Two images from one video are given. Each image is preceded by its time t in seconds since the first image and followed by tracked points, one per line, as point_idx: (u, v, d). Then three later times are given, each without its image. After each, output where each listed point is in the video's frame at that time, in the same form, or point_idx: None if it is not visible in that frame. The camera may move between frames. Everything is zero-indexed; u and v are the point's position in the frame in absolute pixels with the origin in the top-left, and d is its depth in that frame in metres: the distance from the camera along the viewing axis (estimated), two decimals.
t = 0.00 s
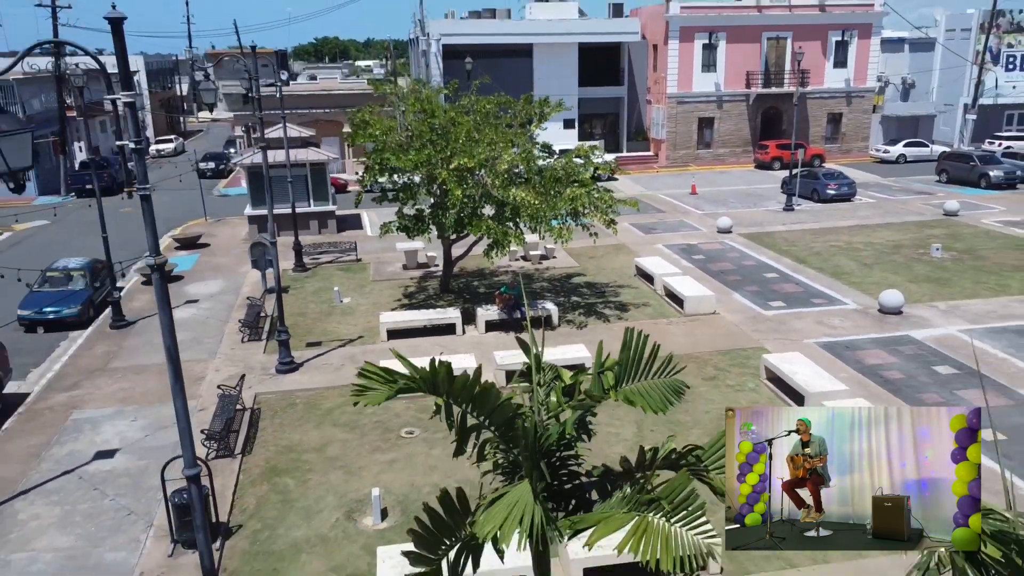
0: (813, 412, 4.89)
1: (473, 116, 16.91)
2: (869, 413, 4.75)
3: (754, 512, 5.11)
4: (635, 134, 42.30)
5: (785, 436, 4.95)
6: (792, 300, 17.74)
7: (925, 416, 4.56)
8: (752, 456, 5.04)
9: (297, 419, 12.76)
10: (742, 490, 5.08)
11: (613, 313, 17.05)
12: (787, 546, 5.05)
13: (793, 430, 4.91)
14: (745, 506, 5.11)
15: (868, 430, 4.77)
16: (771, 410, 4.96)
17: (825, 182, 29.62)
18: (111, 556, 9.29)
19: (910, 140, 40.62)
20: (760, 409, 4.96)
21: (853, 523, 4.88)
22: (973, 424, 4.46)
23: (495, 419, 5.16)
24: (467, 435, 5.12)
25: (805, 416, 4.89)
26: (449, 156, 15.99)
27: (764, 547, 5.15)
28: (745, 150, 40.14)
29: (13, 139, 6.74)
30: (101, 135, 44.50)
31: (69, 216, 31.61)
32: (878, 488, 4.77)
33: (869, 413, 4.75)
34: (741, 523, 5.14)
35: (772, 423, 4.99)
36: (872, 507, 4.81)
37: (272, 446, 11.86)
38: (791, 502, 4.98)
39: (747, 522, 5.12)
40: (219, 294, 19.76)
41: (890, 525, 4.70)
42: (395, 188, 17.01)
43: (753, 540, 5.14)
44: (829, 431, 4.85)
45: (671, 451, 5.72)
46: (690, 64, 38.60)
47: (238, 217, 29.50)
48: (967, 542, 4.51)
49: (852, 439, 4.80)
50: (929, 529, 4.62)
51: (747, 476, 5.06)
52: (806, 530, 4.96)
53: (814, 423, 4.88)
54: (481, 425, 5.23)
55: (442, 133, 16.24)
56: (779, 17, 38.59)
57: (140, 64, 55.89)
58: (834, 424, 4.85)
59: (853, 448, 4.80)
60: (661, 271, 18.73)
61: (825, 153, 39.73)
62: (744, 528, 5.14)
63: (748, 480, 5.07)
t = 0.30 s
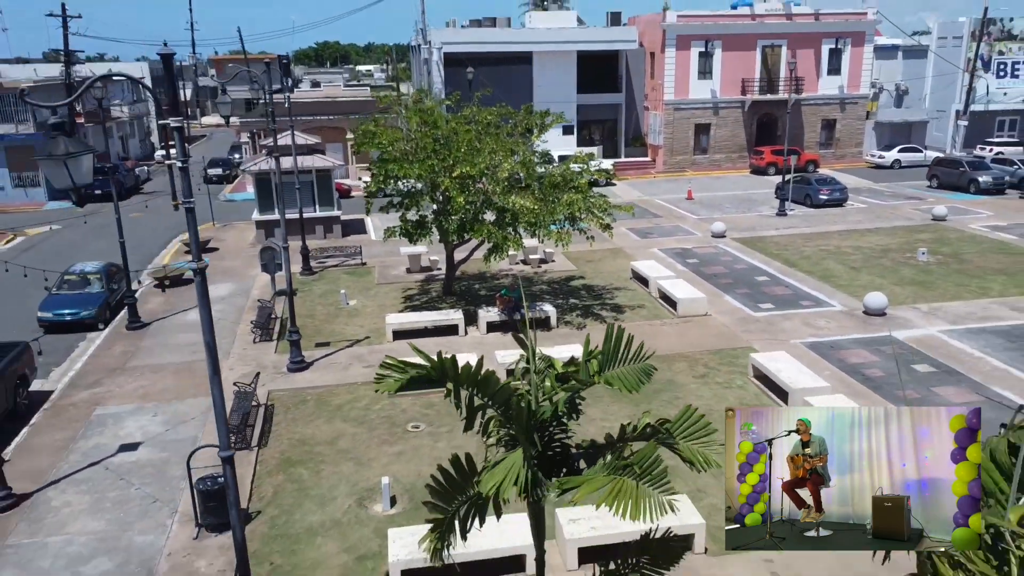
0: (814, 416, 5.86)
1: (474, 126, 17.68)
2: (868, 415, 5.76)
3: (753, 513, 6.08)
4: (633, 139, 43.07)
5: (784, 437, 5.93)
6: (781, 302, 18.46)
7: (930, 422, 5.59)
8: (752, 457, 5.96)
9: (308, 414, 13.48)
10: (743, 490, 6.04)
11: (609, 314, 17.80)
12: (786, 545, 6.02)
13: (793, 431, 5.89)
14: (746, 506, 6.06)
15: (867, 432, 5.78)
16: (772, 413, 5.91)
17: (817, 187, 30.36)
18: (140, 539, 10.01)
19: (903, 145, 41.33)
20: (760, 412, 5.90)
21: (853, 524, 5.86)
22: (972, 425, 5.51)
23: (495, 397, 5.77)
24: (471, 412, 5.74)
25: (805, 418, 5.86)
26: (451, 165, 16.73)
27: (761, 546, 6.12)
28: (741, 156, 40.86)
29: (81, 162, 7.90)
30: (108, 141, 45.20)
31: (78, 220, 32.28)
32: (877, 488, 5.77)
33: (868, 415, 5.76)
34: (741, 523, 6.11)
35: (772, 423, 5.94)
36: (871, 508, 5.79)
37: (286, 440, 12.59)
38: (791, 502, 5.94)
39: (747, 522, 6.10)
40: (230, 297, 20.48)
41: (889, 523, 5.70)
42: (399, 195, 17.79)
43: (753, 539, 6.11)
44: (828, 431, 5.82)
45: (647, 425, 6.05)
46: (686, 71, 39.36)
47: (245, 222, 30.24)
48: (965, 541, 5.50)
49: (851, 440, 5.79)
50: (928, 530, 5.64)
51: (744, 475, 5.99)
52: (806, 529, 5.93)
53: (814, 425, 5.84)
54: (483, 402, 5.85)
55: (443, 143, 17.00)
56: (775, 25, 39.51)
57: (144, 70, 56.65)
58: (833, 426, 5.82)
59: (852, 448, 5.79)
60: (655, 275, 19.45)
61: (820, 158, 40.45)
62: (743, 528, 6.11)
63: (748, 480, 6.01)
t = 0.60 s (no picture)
0: (813, 414, 5.29)
1: (476, 134, 18.50)
2: (868, 413, 5.22)
3: (754, 513, 5.44)
4: (632, 145, 43.97)
5: (784, 437, 5.34)
6: (772, 303, 19.17)
7: (930, 419, 5.09)
8: (751, 456, 5.38)
9: (318, 410, 14.21)
10: (742, 490, 5.41)
11: (605, 314, 18.59)
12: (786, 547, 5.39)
13: (793, 430, 5.30)
14: (745, 507, 5.42)
15: (867, 430, 5.22)
16: (772, 411, 5.33)
17: (810, 192, 31.10)
18: (166, 524, 10.74)
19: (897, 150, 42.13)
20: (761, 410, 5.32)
21: (852, 524, 5.25)
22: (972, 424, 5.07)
23: (493, 380, 6.32)
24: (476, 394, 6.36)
25: (805, 417, 5.29)
26: (453, 172, 17.44)
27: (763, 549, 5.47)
28: (737, 160, 41.66)
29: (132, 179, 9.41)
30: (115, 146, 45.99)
31: (89, 224, 33.04)
32: (876, 488, 5.18)
33: (869, 414, 5.22)
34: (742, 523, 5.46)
35: (772, 423, 5.35)
36: (870, 509, 5.21)
37: (298, 433, 13.32)
38: (792, 502, 5.32)
39: (747, 522, 5.45)
40: (239, 298, 21.18)
41: (891, 524, 5.13)
42: (402, 201, 18.55)
43: (752, 540, 5.45)
44: (829, 431, 5.25)
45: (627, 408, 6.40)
46: (684, 77, 40.13)
47: (251, 226, 30.95)
48: (966, 541, 5.03)
49: (852, 440, 5.22)
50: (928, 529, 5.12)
51: (747, 476, 5.37)
52: (807, 529, 5.31)
53: (814, 424, 5.27)
54: (484, 386, 6.42)
55: (445, 151, 17.73)
56: (769, 33, 40.31)
57: (150, 75, 57.46)
58: (833, 426, 5.26)
59: (853, 448, 5.22)
60: (650, 277, 20.26)
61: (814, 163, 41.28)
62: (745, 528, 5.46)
63: (748, 480, 5.38)
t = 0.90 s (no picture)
0: (814, 415, 5.68)
1: (478, 142, 19.27)
2: (868, 414, 5.60)
3: (753, 513, 5.83)
4: (629, 149, 44.76)
5: (784, 436, 5.72)
6: (762, 305, 19.93)
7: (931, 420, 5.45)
8: (752, 457, 5.76)
9: (327, 405, 14.97)
10: (743, 490, 5.80)
11: (600, 314, 19.35)
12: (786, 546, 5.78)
13: (792, 431, 5.70)
14: (745, 507, 5.82)
15: (867, 431, 5.62)
16: (772, 412, 5.72)
17: (802, 196, 31.87)
18: (186, 510, 11.46)
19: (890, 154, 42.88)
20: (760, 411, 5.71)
21: (853, 524, 5.65)
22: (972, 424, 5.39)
23: (492, 365, 6.98)
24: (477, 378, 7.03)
25: (805, 418, 5.68)
26: (456, 178, 18.17)
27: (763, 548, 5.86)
28: (732, 164, 42.42)
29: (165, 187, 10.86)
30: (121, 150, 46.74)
31: (99, 227, 33.79)
32: (877, 487, 5.59)
33: (868, 414, 5.61)
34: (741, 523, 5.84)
35: (772, 423, 5.74)
36: (871, 509, 5.61)
37: (309, 427, 14.07)
38: (792, 502, 5.71)
39: (747, 522, 5.83)
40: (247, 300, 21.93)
41: (892, 524, 5.54)
42: (405, 207, 19.31)
43: (753, 540, 5.83)
44: (828, 431, 5.65)
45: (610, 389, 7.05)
46: (680, 83, 40.93)
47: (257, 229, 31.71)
48: (965, 540, 5.42)
49: (852, 440, 5.62)
50: (928, 530, 5.51)
51: (747, 476, 5.75)
52: (806, 529, 5.72)
53: (815, 425, 5.66)
54: (485, 372, 7.06)
55: (449, 158, 18.44)
56: (763, 40, 41.04)
57: (154, 80, 58.28)
58: (833, 427, 5.66)
59: (852, 448, 5.62)
60: (644, 279, 21.00)
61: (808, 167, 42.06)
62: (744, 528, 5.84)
63: (748, 480, 5.77)
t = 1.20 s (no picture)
0: (814, 417, 6.02)
1: (479, 149, 20.04)
2: (868, 415, 5.95)
3: (754, 512, 6.19)
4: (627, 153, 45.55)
5: (784, 437, 6.07)
6: (752, 305, 20.74)
7: (933, 421, 5.81)
8: (752, 456, 6.12)
9: (337, 400, 15.76)
10: (743, 489, 6.17)
11: (597, 314, 20.18)
12: (785, 545, 6.16)
13: (793, 431, 6.05)
14: (746, 507, 6.18)
15: (867, 433, 5.98)
16: (773, 414, 6.05)
17: (796, 200, 32.64)
18: (208, 497, 12.26)
19: (885, 158, 43.64)
20: (761, 412, 6.04)
21: (853, 524, 6.00)
22: (972, 425, 5.74)
23: (498, 358, 7.71)
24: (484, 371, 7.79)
25: (805, 419, 6.02)
26: (458, 183, 18.92)
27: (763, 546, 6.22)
28: (728, 168, 43.23)
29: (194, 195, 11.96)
30: (127, 154, 47.48)
31: (109, 230, 34.59)
32: (877, 487, 5.95)
33: (868, 415, 5.95)
34: (741, 523, 6.21)
35: (772, 423, 6.08)
36: (871, 509, 5.96)
37: (321, 421, 14.87)
38: (792, 502, 6.07)
39: (748, 522, 6.20)
40: (257, 302, 22.68)
41: (891, 524, 5.89)
42: (410, 212, 20.10)
43: (753, 539, 6.20)
44: (828, 431, 6.01)
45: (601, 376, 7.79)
46: (677, 89, 41.72)
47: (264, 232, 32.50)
48: (965, 540, 5.82)
49: (851, 440, 5.98)
50: (928, 530, 5.88)
51: (747, 476, 6.13)
52: (807, 529, 6.08)
53: (815, 425, 6.01)
54: (490, 364, 7.81)
55: (451, 164, 19.21)
56: (758, 46, 41.76)
57: (158, 85, 59.07)
58: (833, 427, 6.01)
59: (852, 448, 5.98)
60: (640, 280, 21.80)
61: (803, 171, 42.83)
62: (744, 527, 6.20)
63: (749, 480, 6.15)
